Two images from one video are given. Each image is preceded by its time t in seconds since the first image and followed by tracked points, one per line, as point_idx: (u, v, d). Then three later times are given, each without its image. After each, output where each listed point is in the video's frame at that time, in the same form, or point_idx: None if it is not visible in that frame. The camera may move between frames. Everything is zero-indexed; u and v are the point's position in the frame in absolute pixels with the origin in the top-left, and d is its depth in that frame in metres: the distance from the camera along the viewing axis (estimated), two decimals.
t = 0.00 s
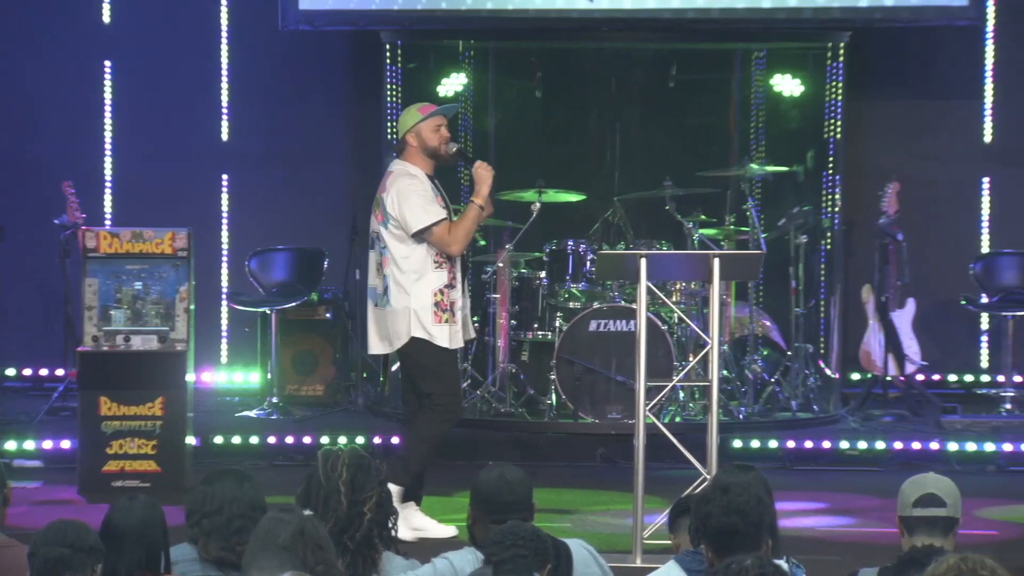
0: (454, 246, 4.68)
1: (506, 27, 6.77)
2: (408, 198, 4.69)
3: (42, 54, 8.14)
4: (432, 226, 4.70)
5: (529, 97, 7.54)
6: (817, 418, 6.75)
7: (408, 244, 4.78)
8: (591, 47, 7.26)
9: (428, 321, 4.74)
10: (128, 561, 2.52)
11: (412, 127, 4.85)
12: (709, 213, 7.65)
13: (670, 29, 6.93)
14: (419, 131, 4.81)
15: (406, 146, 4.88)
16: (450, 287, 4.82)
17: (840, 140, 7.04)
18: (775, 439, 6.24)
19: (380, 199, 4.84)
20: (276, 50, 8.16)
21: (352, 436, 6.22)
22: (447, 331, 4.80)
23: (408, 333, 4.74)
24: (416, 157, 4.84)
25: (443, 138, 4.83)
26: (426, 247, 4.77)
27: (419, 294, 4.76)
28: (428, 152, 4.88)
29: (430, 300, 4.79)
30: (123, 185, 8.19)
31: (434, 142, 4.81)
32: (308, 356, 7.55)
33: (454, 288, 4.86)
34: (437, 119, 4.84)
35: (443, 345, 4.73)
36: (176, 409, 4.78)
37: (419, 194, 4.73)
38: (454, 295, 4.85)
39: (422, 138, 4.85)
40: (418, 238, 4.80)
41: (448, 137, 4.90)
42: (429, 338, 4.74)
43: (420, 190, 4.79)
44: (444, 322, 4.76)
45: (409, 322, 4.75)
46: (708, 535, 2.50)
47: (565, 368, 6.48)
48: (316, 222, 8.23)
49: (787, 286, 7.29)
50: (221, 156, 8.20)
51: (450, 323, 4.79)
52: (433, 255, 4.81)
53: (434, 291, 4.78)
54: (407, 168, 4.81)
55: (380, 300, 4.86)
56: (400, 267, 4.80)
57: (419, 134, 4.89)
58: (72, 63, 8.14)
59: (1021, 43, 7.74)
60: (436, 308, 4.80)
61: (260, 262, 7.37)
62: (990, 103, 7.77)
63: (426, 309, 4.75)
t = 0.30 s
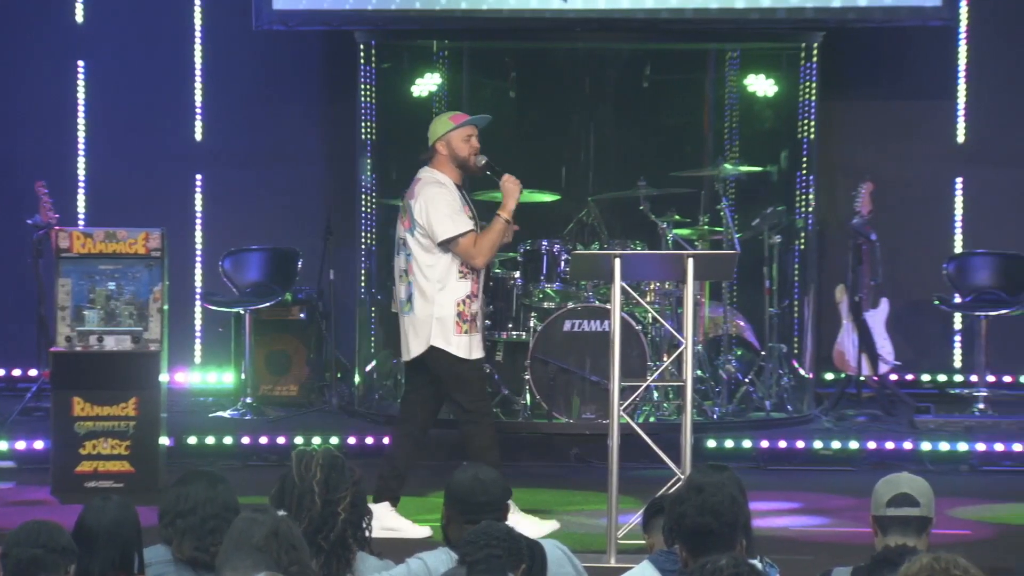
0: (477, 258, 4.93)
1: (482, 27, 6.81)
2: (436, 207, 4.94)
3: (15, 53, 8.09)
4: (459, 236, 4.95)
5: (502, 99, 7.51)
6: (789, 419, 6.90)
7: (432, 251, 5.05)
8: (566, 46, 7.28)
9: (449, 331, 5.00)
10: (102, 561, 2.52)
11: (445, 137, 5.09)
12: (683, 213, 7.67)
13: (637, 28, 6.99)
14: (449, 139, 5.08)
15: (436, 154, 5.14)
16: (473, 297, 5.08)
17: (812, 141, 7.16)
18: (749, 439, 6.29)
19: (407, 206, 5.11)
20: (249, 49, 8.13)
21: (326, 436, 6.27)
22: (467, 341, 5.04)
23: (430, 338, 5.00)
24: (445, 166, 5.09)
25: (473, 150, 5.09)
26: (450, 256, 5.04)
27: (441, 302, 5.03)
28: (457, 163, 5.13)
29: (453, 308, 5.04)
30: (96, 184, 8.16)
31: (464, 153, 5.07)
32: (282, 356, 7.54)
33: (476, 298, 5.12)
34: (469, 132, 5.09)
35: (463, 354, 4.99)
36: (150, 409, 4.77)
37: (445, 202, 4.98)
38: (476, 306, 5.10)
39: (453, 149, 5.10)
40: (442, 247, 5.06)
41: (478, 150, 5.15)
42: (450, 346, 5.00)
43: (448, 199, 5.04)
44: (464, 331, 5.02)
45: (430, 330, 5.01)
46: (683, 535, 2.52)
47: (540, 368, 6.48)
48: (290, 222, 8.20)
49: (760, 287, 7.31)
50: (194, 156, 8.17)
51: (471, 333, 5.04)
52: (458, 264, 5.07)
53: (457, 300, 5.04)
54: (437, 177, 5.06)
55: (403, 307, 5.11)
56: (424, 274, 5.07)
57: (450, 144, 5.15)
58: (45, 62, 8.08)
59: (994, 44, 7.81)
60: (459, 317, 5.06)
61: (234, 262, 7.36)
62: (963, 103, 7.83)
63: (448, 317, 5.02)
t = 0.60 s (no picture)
0: (509, 260, 4.50)
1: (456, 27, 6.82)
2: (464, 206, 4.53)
3: None
4: (490, 237, 4.53)
5: (475, 98, 7.44)
6: (763, 419, 6.98)
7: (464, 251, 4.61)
8: (539, 46, 7.32)
9: (487, 330, 4.58)
10: (75, 562, 2.52)
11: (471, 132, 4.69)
12: (655, 213, 7.63)
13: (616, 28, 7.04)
14: (479, 135, 4.66)
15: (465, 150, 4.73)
16: (512, 294, 4.64)
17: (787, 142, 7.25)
18: (723, 439, 6.33)
19: (436, 205, 4.69)
20: (223, 48, 8.10)
21: (299, 436, 6.28)
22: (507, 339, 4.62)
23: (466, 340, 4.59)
24: (472, 163, 4.68)
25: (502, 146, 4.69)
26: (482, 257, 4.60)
27: (477, 300, 4.60)
28: (485, 160, 4.72)
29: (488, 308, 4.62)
30: (68, 184, 8.11)
31: (492, 150, 4.66)
32: (255, 356, 7.52)
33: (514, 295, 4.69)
34: (497, 127, 4.69)
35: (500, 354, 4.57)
36: (123, 409, 4.75)
37: (475, 201, 4.56)
38: (516, 302, 4.66)
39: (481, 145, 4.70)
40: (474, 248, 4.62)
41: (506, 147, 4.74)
42: (488, 347, 4.59)
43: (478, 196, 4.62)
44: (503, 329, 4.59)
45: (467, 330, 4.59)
46: (656, 534, 2.54)
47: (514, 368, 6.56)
48: (264, 222, 8.17)
49: (733, 287, 7.31)
50: (167, 156, 8.14)
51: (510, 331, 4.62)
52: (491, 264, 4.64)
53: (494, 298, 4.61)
54: (465, 174, 4.64)
55: (437, 308, 4.70)
56: (456, 274, 4.64)
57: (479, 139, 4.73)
58: (17, 62, 8.04)
59: (965, 44, 7.88)
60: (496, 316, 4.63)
61: (207, 262, 7.33)
62: (936, 103, 7.90)
63: (484, 317, 4.60)
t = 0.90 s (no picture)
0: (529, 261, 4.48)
1: (435, 27, 6.82)
2: (489, 205, 4.51)
3: None
4: (510, 237, 4.51)
5: (454, 99, 7.48)
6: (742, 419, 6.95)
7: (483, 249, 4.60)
8: (516, 45, 7.29)
9: (501, 330, 4.60)
10: (52, 562, 2.53)
11: (500, 131, 4.66)
12: (635, 213, 7.62)
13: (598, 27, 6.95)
14: (507, 135, 4.64)
15: (491, 148, 4.70)
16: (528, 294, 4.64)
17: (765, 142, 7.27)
18: (702, 439, 6.37)
19: (459, 201, 4.67)
20: (202, 48, 8.08)
21: (278, 436, 6.29)
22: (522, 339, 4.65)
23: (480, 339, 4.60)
24: (498, 161, 4.66)
25: (528, 148, 4.67)
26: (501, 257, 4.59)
27: (493, 299, 4.60)
28: (511, 160, 4.70)
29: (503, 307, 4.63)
30: (46, 185, 8.08)
31: (520, 151, 4.64)
32: (234, 356, 7.51)
33: (531, 294, 4.70)
34: (526, 128, 4.66)
35: (516, 354, 4.59)
36: (101, 410, 4.74)
37: (499, 200, 4.54)
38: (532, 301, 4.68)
39: (509, 144, 4.67)
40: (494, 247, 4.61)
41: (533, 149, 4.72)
42: (502, 345, 4.61)
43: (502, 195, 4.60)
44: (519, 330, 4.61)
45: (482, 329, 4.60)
46: (635, 534, 2.55)
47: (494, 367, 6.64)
48: (243, 223, 8.16)
49: (711, 288, 7.33)
50: (146, 156, 8.11)
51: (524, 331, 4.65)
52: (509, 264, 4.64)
53: (510, 298, 4.61)
54: (491, 172, 4.61)
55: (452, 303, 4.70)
56: (473, 272, 4.63)
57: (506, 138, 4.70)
58: None
59: (944, 45, 7.93)
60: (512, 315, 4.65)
61: (185, 263, 7.30)
62: (914, 104, 7.95)
63: (499, 317, 4.61)
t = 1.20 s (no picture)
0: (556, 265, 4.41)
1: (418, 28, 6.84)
2: (516, 207, 4.45)
3: None
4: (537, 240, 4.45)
5: (436, 99, 7.54)
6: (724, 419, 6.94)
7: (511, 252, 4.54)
8: (497, 45, 7.31)
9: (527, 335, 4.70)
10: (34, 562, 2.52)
11: (533, 136, 4.63)
12: (617, 214, 7.67)
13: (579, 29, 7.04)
14: (539, 141, 4.61)
15: (523, 153, 4.67)
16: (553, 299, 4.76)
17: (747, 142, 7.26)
18: (684, 439, 6.39)
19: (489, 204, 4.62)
20: (184, 48, 8.06)
21: (260, 436, 6.29)
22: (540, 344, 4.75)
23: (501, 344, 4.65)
24: (529, 166, 4.62)
25: (560, 155, 4.63)
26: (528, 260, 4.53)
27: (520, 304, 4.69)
28: (543, 166, 4.66)
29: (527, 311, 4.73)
30: (27, 185, 8.05)
31: (551, 157, 4.61)
32: (217, 356, 7.49)
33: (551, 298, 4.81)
34: (559, 135, 4.63)
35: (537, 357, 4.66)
36: (83, 410, 4.72)
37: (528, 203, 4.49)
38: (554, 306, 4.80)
39: (541, 150, 4.64)
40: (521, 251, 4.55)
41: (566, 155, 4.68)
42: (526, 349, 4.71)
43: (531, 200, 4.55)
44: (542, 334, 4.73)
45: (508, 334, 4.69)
46: (617, 534, 2.56)
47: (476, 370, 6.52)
48: (225, 223, 8.14)
49: (694, 287, 7.35)
50: (127, 156, 8.09)
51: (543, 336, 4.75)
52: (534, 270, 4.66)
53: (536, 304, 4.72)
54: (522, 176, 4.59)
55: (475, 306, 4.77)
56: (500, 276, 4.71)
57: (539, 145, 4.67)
58: None
59: (925, 45, 7.97)
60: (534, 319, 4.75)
61: (166, 263, 7.27)
62: (896, 104, 7.99)
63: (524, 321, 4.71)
